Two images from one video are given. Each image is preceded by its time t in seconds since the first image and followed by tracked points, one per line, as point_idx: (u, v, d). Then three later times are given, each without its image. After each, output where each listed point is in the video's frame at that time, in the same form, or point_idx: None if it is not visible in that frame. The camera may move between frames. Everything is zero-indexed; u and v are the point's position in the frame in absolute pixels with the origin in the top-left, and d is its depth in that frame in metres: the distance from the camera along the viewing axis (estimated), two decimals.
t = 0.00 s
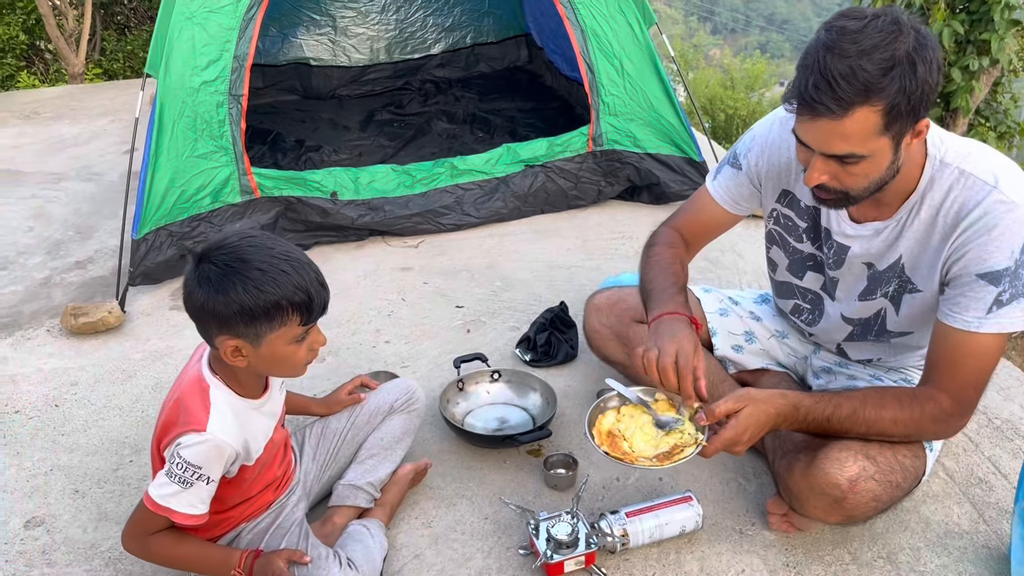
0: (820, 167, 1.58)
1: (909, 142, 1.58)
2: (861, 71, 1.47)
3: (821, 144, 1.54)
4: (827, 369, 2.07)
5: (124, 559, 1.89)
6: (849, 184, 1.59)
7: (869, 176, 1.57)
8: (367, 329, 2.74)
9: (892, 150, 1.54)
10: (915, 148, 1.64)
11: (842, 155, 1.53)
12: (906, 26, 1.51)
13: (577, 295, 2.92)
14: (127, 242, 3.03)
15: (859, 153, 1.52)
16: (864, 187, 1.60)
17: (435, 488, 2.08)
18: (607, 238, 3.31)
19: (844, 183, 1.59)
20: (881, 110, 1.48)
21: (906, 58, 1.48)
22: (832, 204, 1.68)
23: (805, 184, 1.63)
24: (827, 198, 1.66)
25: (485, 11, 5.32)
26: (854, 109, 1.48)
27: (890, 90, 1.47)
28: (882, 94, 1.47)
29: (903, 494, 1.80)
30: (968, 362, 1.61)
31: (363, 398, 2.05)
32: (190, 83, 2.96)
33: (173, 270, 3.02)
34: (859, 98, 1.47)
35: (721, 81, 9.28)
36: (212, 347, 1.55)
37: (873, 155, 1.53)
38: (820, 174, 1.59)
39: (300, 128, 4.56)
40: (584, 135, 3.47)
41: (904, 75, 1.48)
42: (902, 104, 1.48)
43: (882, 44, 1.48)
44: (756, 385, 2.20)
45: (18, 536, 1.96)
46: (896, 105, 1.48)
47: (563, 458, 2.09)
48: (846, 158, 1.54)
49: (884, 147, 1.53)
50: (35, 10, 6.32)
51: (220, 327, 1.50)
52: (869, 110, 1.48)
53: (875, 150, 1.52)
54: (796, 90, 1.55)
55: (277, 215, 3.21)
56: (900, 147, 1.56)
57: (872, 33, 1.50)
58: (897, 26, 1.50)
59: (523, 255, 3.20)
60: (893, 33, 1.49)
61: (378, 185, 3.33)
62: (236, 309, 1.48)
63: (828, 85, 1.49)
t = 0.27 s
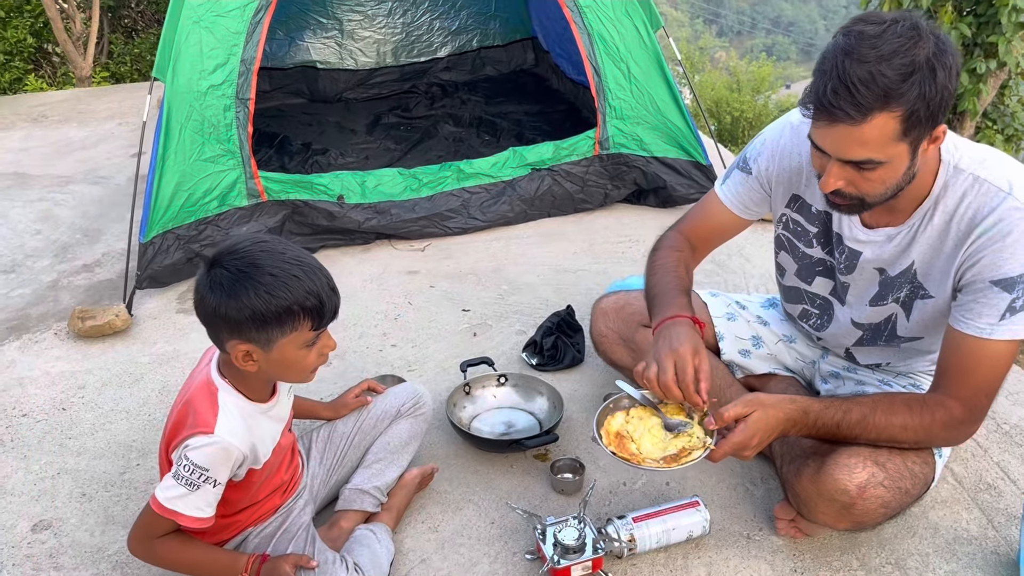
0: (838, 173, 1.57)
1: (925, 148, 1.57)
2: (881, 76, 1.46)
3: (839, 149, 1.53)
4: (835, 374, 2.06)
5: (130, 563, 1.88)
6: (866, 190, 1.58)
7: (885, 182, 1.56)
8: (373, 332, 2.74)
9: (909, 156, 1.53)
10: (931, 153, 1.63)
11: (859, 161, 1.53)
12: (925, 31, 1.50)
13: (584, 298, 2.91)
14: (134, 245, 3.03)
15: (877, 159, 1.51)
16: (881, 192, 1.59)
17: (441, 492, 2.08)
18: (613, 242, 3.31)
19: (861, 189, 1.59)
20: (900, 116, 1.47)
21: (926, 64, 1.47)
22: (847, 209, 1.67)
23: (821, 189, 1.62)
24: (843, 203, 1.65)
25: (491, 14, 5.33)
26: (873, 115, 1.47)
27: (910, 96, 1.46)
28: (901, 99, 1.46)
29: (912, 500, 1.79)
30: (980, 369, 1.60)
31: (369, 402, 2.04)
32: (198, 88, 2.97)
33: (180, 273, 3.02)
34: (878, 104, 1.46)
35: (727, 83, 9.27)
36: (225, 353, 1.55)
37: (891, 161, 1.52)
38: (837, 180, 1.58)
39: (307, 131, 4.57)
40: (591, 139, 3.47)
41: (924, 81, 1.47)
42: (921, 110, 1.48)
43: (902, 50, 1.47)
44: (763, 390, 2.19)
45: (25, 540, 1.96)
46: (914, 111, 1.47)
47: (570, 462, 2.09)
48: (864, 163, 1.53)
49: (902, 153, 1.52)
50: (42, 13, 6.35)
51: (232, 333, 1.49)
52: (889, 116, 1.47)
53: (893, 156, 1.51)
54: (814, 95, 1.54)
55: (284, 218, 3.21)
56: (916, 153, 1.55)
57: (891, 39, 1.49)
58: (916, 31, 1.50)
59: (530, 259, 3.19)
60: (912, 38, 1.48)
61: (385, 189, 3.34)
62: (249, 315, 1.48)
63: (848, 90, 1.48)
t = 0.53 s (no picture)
0: (840, 167, 1.57)
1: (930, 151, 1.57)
2: (891, 70, 1.46)
3: (844, 142, 1.53)
4: (837, 377, 2.06)
5: (133, 565, 1.89)
6: (867, 188, 1.58)
7: (886, 181, 1.56)
8: (375, 335, 2.74)
9: (912, 155, 1.53)
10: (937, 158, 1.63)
11: (863, 156, 1.52)
12: (941, 31, 1.50)
13: (586, 301, 2.92)
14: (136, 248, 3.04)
15: (881, 155, 1.51)
16: (882, 192, 1.59)
17: (444, 495, 2.08)
18: (615, 245, 3.31)
19: (862, 186, 1.58)
20: (907, 113, 1.47)
21: (938, 63, 1.47)
22: (846, 207, 1.67)
23: (823, 183, 1.62)
24: (843, 201, 1.65)
25: (494, 18, 5.33)
26: (880, 109, 1.47)
27: (919, 92, 1.46)
28: (910, 96, 1.46)
29: (915, 502, 1.79)
30: (984, 372, 1.60)
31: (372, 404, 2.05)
32: (201, 90, 2.98)
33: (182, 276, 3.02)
34: (887, 98, 1.46)
35: (729, 87, 9.28)
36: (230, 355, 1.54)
37: (895, 159, 1.52)
38: (840, 175, 1.58)
39: (310, 134, 4.58)
40: (593, 142, 3.47)
41: (935, 79, 1.46)
42: (929, 108, 1.47)
43: (915, 47, 1.48)
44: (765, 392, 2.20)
45: (27, 543, 1.96)
46: (922, 109, 1.47)
47: (571, 465, 2.08)
48: (867, 158, 1.53)
49: (906, 152, 1.52)
50: (45, 16, 6.36)
51: (239, 335, 1.50)
52: (897, 111, 1.47)
53: (897, 154, 1.51)
54: (824, 86, 1.54)
55: (286, 221, 3.22)
56: (920, 155, 1.55)
57: (905, 35, 1.49)
58: (931, 30, 1.50)
59: (532, 262, 3.20)
60: (926, 37, 1.48)
61: (387, 191, 3.34)
62: (255, 316, 1.48)
63: (857, 82, 1.48)
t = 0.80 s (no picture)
0: (822, 142, 1.58)
1: (917, 152, 1.57)
2: (887, 49, 1.48)
3: (827, 115, 1.55)
4: (840, 383, 2.06)
5: (136, 569, 1.89)
6: (845, 170, 1.59)
7: (865, 166, 1.56)
8: (378, 339, 2.75)
9: (895, 143, 1.53)
10: (933, 161, 1.64)
11: (844, 132, 1.53)
12: (945, 25, 1.51)
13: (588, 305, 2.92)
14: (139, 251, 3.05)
15: (860, 133, 1.52)
16: (859, 176, 1.59)
17: (446, 499, 2.08)
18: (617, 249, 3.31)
19: (840, 166, 1.59)
20: (892, 93, 1.48)
21: (933, 53, 1.48)
22: (827, 195, 1.67)
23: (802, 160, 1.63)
24: (824, 184, 1.65)
25: (496, 22, 5.34)
26: (868, 83, 1.49)
27: (905, 73, 1.47)
28: (897, 75, 1.48)
29: (915, 506, 1.79)
30: (987, 377, 1.60)
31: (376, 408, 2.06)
32: (205, 94, 2.99)
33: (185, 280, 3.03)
34: (873, 73, 1.48)
35: (731, 91, 9.29)
36: (236, 364, 1.54)
37: (874, 141, 1.53)
38: (820, 150, 1.59)
39: (312, 138, 4.59)
40: (595, 146, 3.48)
41: (925, 65, 1.48)
42: (915, 93, 1.48)
43: (914, 33, 1.49)
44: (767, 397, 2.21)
45: (31, 547, 1.96)
46: (907, 92, 1.48)
47: (574, 469, 2.08)
48: (847, 135, 1.54)
49: (887, 137, 1.53)
50: (47, 20, 6.38)
51: (245, 340, 1.50)
52: (884, 88, 1.49)
53: (876, 136, 1.52)
54: (819, 58, 1.57)
55: (289, 225, 3.23)
56: (902, 150, 1.55)
57: (909, 20, 1.51)
58: (936, 22, 1.51)
59: (534, 266, 3.20)
60: (929, 27, 1.50)
61: (390, 196, 3.35)
62: (259, 321, 1.49)
63: (849, 55, 1.51)
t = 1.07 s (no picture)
0: (799, 148, 1.62)
1: (894, 159, 1.60)
2: (860, 54, 1.52)
3: (802, 120, 1.59)
4: (842, 385, 2.06)
5: (141, 569, 1.89)
6: (821, 176, 1.62)
7: (841, 172, 1.60)
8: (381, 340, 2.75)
9: (870, 148, 1.56)
10: (916, 169, 1.66)
11: (819, 136, 1.57)
12: (919, 31, 1.55)
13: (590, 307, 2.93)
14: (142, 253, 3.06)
15: (834, 138, 1.56)
16: (836, 182, 1.62)
17: (450, 499, 2.08)
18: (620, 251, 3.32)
19: (817, 172, 1.62)
20: (865, 97, 1.52)
21: (905, 57, 1.51)
22: (808, 202, 1.70)
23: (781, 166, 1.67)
24: (803, 191, 1.69)
25: (497, 25, 5.36)
26: (841, 87, 1.53)
27: (878, 77, 1.51)
28: (869, 78, 1.51)
29: (917, 508, 1.80)
30: (986, 380, 1.61)
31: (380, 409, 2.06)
32: (208, 96, 3.00)
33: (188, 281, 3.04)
34: (845, 78, 1.52)
35: (731, 93, 9.31)
36: (240, 364, 1.55)
37: (847, 146, 1.56)
38: (797, 156, 1.63)
39: (314, 140, 4.60)
40: (596, 148, 3.49)
41: (897, 68, 1.51)
42: (887, 96, 1.51)
43: (888, 38, 1.53)
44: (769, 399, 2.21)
45: (36, 547, 1.97)
46: (880, 95, 1.51)
47: (577, 469, 2.08)
48: (822, 140, 1.58)
49: (863, 141, 1.56)
50: (49, 23, 6.39)
51: (245, 338, 1.51)
52: (858, 92, 1.52)
53: (850, 141, 1.56)
54: (794, 64, 1.62)
55: (292, 227, 3.24)
56: (878, 156, 1.58)
57: (883, 26, 1.55)
58: (910, 29, 1.55)
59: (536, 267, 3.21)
60: (903, 33, 1.54)
61: (393, 198, 3.36)
62: (259, 318, 1.49)
63: (822, 60, 1.55)
